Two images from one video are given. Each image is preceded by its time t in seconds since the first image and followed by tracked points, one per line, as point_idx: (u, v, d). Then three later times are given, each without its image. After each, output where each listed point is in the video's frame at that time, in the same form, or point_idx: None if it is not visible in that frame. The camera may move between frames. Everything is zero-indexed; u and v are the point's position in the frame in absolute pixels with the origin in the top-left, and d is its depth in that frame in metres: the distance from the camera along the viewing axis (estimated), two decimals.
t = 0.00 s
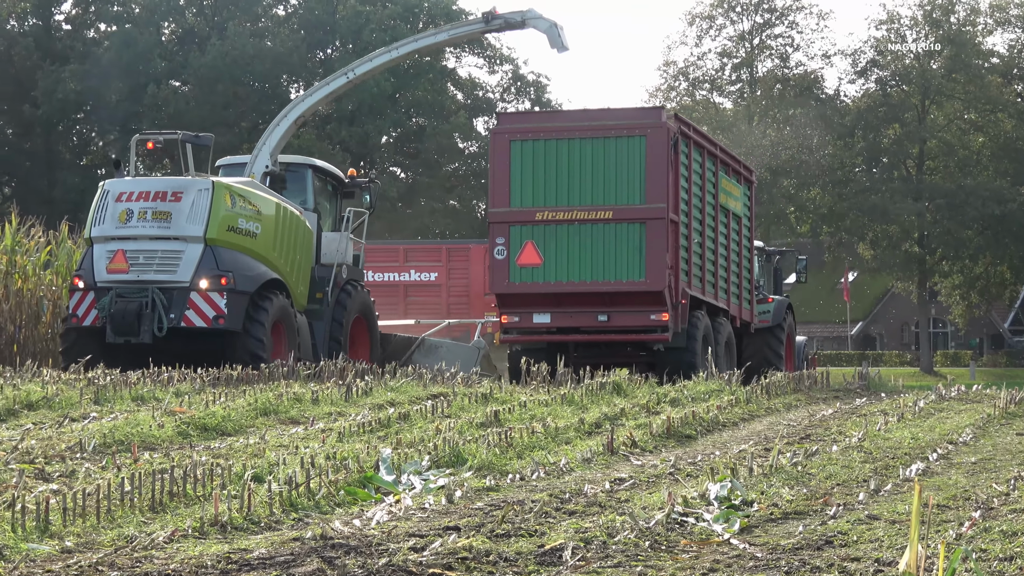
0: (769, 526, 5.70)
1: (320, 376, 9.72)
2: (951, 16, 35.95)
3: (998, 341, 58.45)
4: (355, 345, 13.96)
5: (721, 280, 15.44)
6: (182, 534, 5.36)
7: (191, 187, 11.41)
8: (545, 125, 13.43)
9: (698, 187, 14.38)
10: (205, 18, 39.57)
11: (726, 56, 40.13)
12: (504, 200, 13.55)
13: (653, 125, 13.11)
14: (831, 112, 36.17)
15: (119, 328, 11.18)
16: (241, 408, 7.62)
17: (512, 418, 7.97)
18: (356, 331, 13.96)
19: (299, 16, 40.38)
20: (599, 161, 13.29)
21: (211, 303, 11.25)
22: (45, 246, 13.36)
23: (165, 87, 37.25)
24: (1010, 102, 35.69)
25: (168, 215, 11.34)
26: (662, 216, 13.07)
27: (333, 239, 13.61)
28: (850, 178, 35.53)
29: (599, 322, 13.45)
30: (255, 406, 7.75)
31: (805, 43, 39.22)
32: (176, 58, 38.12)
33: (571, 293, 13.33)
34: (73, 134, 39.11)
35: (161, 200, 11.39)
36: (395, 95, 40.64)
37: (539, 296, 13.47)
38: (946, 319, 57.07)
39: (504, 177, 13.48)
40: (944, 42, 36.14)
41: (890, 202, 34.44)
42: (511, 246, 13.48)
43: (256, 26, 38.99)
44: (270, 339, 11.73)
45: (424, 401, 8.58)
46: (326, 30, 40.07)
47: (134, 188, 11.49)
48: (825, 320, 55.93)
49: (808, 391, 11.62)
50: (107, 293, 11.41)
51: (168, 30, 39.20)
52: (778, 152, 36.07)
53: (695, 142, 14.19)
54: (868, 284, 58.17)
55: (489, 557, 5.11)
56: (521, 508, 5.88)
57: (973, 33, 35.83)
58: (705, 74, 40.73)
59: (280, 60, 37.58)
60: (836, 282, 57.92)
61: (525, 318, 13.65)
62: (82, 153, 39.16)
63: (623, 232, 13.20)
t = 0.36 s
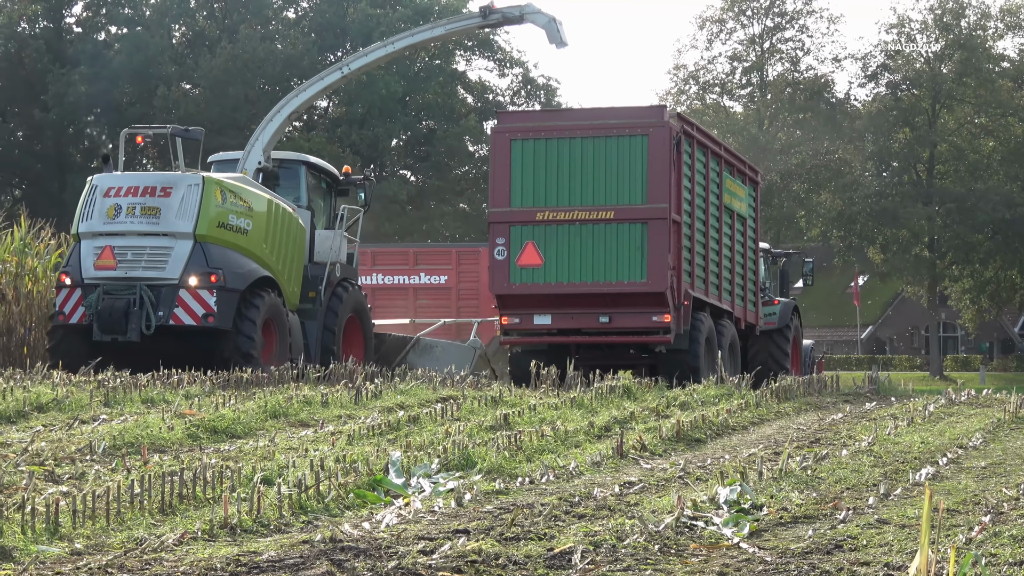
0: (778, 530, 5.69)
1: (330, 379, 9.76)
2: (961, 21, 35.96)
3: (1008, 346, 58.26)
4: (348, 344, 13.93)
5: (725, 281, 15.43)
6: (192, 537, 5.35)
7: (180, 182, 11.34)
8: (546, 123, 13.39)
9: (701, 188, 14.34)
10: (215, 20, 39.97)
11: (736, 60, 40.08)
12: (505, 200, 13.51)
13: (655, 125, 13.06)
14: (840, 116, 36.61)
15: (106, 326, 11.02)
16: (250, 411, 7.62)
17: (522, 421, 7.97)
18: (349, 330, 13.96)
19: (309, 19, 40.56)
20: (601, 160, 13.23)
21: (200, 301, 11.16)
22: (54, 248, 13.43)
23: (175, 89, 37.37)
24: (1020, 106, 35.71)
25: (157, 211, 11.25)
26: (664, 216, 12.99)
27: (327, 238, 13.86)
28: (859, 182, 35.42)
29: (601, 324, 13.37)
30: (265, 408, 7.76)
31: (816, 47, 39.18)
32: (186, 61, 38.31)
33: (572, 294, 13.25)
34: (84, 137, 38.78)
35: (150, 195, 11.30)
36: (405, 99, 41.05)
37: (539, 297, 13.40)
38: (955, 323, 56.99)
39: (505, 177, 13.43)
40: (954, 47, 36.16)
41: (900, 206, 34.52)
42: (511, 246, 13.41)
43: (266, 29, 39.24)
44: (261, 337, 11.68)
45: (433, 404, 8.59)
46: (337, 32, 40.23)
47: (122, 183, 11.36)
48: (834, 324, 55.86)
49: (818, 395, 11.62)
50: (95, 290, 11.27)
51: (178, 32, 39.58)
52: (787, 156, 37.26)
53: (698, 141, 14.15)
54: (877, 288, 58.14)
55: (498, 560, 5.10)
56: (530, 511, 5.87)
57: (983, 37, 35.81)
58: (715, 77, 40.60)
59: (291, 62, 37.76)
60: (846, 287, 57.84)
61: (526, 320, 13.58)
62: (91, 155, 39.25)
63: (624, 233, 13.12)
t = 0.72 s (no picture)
0: (787, 532, 5.69)
1: (338, 381, 9.80)
2: (970, 23, 36.05)
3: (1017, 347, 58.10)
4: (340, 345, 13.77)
5: (727, 281, 15.42)
6: (200, 539, 5.35)
7: (168, 176, 11.10)
8: (542, 122, 13.31)
9: (700, 186, 14.31)
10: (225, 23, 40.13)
11: (745, 61, 39.94)
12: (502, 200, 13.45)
13: (652, 122, 12.97)
14: (850, 120, 36.24)
15: (91, 323, 10.84)
16: (259, 413, 7.63)
17: (530, 424, 7.98)
18: (342, 331, 13.78)
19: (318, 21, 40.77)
20: (598, 158, 13.16)
21: (187, 298, 10.94)
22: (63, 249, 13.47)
23: (184, 91, 37.43)
24: None
25: (144, 206, 11.01)
26: (662, 215, 12.93)
27: (320, 236, 13.63)
28: (869, 184, 35.54)
29: (599, 325, 13.32)
30: (274, 411, 7.77)
31: (825, 49, 39.14)
32: (195, 64, 38.43)
33: (569, 295, 13.20)
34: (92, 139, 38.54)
35: (137, 189, 11.06)
36: (414, 101, 40.95)
37: (536, 297, 13.35)
38: (964, 325, 57.01)
39: (501, 176, 13.38)
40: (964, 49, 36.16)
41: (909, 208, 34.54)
42: (507, 247, 13.37)
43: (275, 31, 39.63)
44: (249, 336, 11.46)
45: (441, 406, 8.59)
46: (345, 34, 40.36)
47: (109, 177, 11.12)
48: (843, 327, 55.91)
49: (827, 398, 11.61)
50: (80, 286, 11.05)
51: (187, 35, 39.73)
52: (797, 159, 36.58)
53: (697, 138, 14.09)
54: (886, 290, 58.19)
55: (507, 562, 5.09)
56: (538, 514, 5.87)
57: (992, 39, 35.86)
58: (724, 80, 40.29)
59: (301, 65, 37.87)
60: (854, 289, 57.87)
61: (523, 320, 13.52)
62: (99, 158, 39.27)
63: (622, 232, 13.06)
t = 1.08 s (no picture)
0: (796, 535, 5.68)
1: (346, 386, 9.79)
2: (978, 25, 36.25)
3: None
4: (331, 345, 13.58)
5: (729, 281, 15.41)
6: (210, 543, 5.36)
7: (153, 174, 10.93)
8: (539, 121, 13.26)
9: (700, 186, 14.30)
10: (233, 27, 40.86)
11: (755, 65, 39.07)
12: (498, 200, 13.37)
13: (651, 120, 12.96)
14: (858, 123, 36.01)
15: (75, 325, 10.69)
16: (268, 417, 7.64)
17: (539, 427, 7.98)
18: (332, 330, 13.56)
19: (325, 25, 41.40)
20: (596, 157, 13.12)
21: (173, 298, 10.80)
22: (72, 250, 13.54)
23: (191, 94, 37.45)
24: None
25: (129, 204, 10.85)
26: (661, 214, 12.91)
27: (310, 234, 13.54)
28: (877, 186, 35.51)
29: (598, 325, 13.26)
30: (283, 415, 7.78)
31: (834, 52, 38.98)
32: (203, 68, 38.50)
33: (567, 295, 13.14)
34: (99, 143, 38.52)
35: (122, 187, 10.90)
36: (422, 105, 41.08)
37: (534, 298, 13.27)
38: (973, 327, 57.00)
39: (498, 175, 13.31)
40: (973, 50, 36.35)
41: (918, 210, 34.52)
42: (505, 247, 13.28)
43: (283, 36, 40.32)
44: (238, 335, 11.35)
45: (450, 409, 8.60)
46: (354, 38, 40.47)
47: (93, 175, 10.97)
48: (851, 329, 55.88)
49: (835, 400, 11.59)
50: (63, 286, 10.89)
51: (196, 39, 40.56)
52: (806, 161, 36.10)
53: (697, 137, 14.08)
54: (895, 293, 58.17)
55: (516, 566, 5.08)
56: (547, 517, 5.87)
57: (1001, 42, 36.10)
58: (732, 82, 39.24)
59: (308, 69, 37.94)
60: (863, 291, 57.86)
61: (521, 321, 13.45)
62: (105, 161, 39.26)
63: (621, 231, 13.04)
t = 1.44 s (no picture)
0: (806, 539, 5.67)
1: (356, 390, 9.78)
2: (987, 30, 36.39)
3: None
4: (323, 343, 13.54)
5: (731, 282, 15.40)
6: (219, 547, 5.36)
7: (137, 172, 10.80)
8: (538, 119, 13.25)
9: (702, 185, 14.28)
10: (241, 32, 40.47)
11: (762, 68, 39.51)
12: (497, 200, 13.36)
13: (651, 119, 12.94)
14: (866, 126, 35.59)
15: (58, 328, 10.64)
16: (277, 421, 7.65)
17: (548, 431, 7.99)
18: (324, 329, 13.53)
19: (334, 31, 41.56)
20: (595, 156, 13.11)
21: (158, 300, 10.70)
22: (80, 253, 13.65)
23: (199, 98, 37.50)
24: None
25: (112, 203, 10.73)
26: (661, 214, 12.89)
27: (299, 230, 13.24)
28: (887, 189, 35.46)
29: (598, 327, 13.26)
30: (293, 419, 7.78)
31: (843, 55, 38.95)
32: (212, 73, 38.58)
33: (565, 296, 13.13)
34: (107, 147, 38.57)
35: (105, 186, 10.77)
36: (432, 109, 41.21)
37: (532, 299, 13.27)
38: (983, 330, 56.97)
39: (497, 175, 13.29)
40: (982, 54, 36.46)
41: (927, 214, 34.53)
42: (503, 247, 13.26)
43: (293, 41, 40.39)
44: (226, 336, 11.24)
45: (459, 414, 8.61)
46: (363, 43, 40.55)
47: (75, 173, 10.85)
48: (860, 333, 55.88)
49: (844, 403, 11.58)
50: (46, 288, 10.82)
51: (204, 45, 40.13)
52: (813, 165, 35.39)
53: (698, 136, 14.05)
54: (904, 296, 58.16)
55: (526, 570, 5.07)
56: (557, 521, 5.86)
57: (1010, 45, 36.15)
58: (741, 86, 39.63)
59: (317, 74, 38.01)
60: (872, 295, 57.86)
61: (521, 322, 13.45)
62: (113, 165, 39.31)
63: (620, 231, 13.03)
